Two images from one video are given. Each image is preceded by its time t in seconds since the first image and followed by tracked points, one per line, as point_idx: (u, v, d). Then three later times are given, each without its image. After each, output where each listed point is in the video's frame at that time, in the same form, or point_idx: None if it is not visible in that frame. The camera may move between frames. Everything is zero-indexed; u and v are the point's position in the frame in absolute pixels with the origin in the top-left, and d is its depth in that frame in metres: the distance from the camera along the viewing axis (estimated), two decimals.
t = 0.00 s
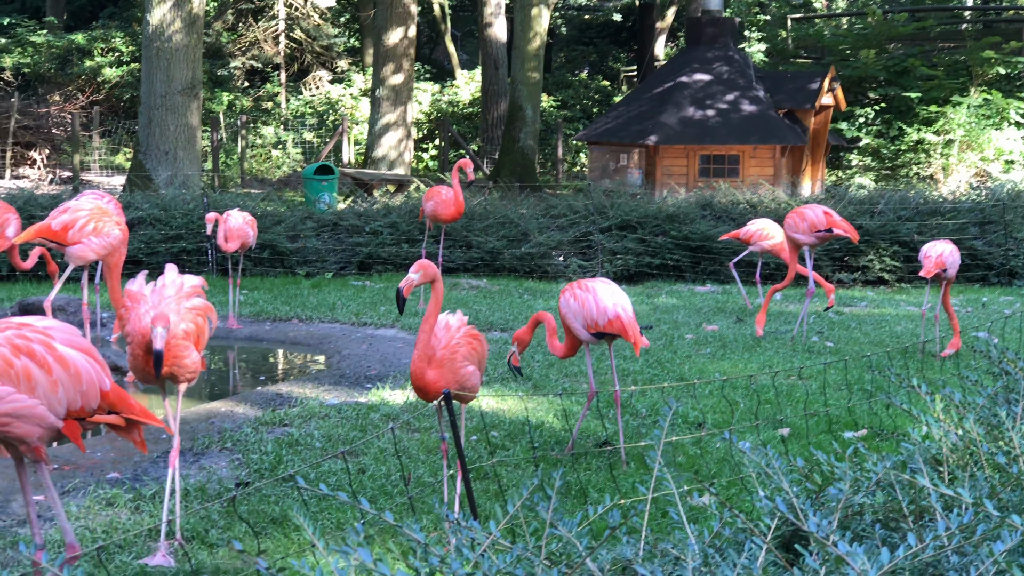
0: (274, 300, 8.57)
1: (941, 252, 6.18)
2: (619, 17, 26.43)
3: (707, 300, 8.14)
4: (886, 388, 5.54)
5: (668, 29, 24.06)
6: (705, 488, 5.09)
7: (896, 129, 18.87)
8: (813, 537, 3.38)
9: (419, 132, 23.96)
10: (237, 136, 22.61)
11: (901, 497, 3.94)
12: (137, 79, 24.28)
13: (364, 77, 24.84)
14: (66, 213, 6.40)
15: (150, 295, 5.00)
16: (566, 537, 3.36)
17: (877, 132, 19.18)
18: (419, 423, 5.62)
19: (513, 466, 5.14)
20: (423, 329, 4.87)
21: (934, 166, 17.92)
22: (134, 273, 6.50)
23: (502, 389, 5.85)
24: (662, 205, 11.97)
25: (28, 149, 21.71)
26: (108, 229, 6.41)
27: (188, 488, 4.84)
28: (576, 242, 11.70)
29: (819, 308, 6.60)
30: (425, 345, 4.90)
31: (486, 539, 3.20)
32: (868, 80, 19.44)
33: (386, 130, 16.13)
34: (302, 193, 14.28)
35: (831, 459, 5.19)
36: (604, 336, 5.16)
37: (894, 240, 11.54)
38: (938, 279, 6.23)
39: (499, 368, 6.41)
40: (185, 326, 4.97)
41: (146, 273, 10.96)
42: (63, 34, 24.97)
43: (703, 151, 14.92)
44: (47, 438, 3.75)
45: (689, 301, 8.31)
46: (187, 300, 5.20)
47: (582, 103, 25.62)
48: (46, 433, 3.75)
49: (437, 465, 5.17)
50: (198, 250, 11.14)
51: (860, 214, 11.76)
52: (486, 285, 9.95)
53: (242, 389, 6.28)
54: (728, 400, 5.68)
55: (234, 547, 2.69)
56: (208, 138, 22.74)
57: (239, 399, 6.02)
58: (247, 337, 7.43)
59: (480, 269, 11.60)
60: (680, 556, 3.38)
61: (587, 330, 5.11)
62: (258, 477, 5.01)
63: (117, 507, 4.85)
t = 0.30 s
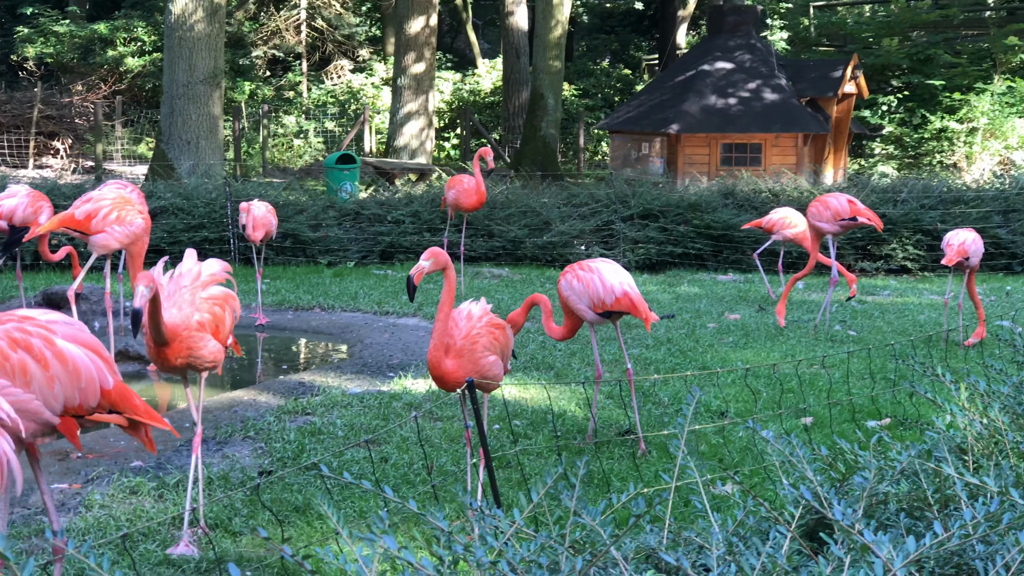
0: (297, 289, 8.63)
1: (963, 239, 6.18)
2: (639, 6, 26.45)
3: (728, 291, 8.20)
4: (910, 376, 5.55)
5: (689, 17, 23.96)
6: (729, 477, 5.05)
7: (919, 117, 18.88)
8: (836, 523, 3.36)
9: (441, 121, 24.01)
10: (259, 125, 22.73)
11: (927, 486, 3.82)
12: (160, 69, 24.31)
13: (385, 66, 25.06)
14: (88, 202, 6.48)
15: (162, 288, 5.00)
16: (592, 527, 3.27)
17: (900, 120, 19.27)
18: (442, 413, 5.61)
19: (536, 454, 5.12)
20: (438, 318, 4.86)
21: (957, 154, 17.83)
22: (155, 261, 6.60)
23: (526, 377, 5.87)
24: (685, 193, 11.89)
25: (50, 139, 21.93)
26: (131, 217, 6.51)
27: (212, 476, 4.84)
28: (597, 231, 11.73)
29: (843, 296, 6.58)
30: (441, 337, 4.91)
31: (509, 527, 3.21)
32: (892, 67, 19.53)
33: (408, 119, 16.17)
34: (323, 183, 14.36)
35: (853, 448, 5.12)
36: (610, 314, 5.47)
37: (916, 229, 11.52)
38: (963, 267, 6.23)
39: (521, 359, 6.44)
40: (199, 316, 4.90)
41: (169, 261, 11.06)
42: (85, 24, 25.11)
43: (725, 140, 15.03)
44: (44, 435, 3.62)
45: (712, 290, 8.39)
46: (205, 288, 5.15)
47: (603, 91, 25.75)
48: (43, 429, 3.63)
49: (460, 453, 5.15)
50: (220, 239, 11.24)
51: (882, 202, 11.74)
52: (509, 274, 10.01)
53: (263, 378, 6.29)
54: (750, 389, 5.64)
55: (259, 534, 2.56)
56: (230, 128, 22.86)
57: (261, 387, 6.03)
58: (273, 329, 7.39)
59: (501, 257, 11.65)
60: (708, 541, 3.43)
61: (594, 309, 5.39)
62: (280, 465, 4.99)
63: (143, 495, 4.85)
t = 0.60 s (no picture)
0: (314, 279, 8.67)
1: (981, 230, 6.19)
2: None
3: (745, 280, 8.23)
4: (928, 366, 5.54)
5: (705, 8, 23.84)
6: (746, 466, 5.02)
7: (937, 107, 18.96)
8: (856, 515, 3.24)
9: (457, 111, 24.15)
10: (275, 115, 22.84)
11: (947, 475, 3.77)
12: (176, 59, 24.33)
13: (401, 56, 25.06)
14: (105, 191, 6.56)
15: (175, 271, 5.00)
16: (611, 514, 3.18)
17: (918, 111, 19.35)
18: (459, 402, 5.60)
19: (553, 444, 5.10)
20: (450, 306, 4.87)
21: (975, 145, 18.18)
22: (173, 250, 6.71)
23: (542, 366, 5.92)
24: (702, 184, 11.93)
25: (68, 128, 22.05)
26: (148, 207, 6.59)
27: (229, 465, 4.83)
28: (614, 221, 11.76)
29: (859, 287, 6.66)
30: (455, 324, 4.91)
31: (527, 517, 3.12)
32: (909, 58, 19.56)
33: (424, 109, 16.23)
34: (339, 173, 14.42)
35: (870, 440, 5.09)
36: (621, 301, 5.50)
37: (934, 219, 11.52)
38: (982, 257, 6.24)
39: (538, 347, 6.49)
40: (212, 301, 4.90)
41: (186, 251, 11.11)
42: (102, 13, 25.16)
43: (742, 131, 15.23)
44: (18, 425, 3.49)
45: (728, 280, 8.45)
46: (217, 272, 5.15)
47: (619, 81, 25.73)
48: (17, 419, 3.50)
49: (478, 443, 5.13)
50: (237, 229, 11.28)
51: (900, 193, 11.73)
52: (525, 264, 10.06)
53: (280, 368, 6.32)
54: (766, 379, 5.65)
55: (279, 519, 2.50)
56: (247, 117, 22.92)
57: (278, 376, 6.06)
58: (288, 319, 7.43)
59: (518, 248, 11.69)
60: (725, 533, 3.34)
61: (606, 297, 5.42)
62: (298, 454, 4.98)
63: (161, 484, 4.85)
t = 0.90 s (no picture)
0: (335, 272, 8.70)
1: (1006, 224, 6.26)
2: None
3: (767, 274, 8.25)
4: (950, 361, 5.52)
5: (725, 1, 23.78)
6: (768, 460, 5.00)
7: (959, 100, 18.99)
8: (883, 509, 3.26)
9: (478, 104, 24.07)
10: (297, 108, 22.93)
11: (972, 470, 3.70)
12: (197, 52, 24.38)
13: (422, 49, 25.17)
14: (128, 183, 6.62)
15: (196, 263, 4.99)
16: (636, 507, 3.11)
17: (940, 104, 19.37)
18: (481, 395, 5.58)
19: (576, 437, 5.09)
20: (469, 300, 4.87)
21: (998, 139, 18.25)
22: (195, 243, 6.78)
23: (564, 360, 5.95)
24: (724, 176, 11.98)
25: (90, 121, 22.16)
26: (171, 199, 6.66)
27: (252, 457, 4.83)
28: (635, 215, 11.75)
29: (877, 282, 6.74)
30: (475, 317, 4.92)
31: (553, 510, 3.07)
32: (932, 50, 19.50)
33: (446, 102, 16.22)
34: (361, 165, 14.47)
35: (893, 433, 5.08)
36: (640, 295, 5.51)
37: (957, 213, 11.50)
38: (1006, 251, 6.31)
39: (560, 339, 6.50)
40: (233, 293, 4.90)
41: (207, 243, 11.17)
42: (124, 6, 25.20)
43: (764, 124, 15.18)
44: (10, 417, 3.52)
45: (751, 273, 8.46)
46: (238, 263, 5.14)
47: (641, 74, 25.70)
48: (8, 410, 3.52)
49: (500, 436, 5.12)
50: (258, 221, 11.34)
51: (922, 186, 11.71)
52: (545, 257, 10.08)
53: (302, 360, 6.35)
54: (789, 373, 5.65)
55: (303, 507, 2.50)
56: (268, 110, 23.00)
57: (300, 368, 6.08)
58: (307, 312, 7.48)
59: (540, 241, 11.67)
60: (753, 527, 3.30)
61: (626, 291, 5.42)
62: (321, 447, 4.97)
63: (184, 476, 4.85)
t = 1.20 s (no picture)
0: (358, 265, 8.71)
1: None
2: None
3: (789, 268, 8.28)
4: (974, 356, 5.51)
5: None
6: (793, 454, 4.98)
7: (983, 95, 19.00)
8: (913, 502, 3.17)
9: (500, 98, 24.07)
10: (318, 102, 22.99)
11: (1000, 463, 3.58)
12: (220, 46, 24.40)
13: (446, 43, 24.83)
14: (152, 177, 6.66)
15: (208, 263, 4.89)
16: (663, 501, 3.01)
17: (964, 99, 19.36)
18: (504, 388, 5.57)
19: (600, 432, 5.07)
20: (483, 293, 4.86)
21: None
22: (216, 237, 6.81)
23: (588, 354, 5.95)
24: (746, 171, 11.92)
25: (113, 115, 22.20)
26: (195, 192, 6.70)
27: (277, 450, 4.81)
28: (659, 209, 11.76)
29: (901, 277, 6.77)
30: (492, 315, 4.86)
31: (578, 503, 2.99)
32: (956, 45, 19.46)
33: (468, 96, 16.25)
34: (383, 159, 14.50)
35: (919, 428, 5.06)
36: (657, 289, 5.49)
37: (981, 208, 11.50)
38: None
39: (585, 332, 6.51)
40: (246, 293, 4.79)
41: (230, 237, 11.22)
42: None
43: (787, 119, 15.23)
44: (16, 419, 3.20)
45: (773, 267, 8.48)
46: (249, 264, 5.04)
47: (663, 69, 25.65)
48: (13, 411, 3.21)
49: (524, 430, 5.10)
50: (281, 215, 11.39)
51: (947, 181, 11.71)
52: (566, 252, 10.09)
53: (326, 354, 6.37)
54: (814, 367, 5.66)
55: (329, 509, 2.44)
56: (289, 105, 23.08)
57: (324, 362, 6.11)
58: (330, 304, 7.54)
59: (563, 235, 11.74)
60: (781, 519, 3.23)
61: (642, 284, 5.40)
62: (345, 441, 4.95)
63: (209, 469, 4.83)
